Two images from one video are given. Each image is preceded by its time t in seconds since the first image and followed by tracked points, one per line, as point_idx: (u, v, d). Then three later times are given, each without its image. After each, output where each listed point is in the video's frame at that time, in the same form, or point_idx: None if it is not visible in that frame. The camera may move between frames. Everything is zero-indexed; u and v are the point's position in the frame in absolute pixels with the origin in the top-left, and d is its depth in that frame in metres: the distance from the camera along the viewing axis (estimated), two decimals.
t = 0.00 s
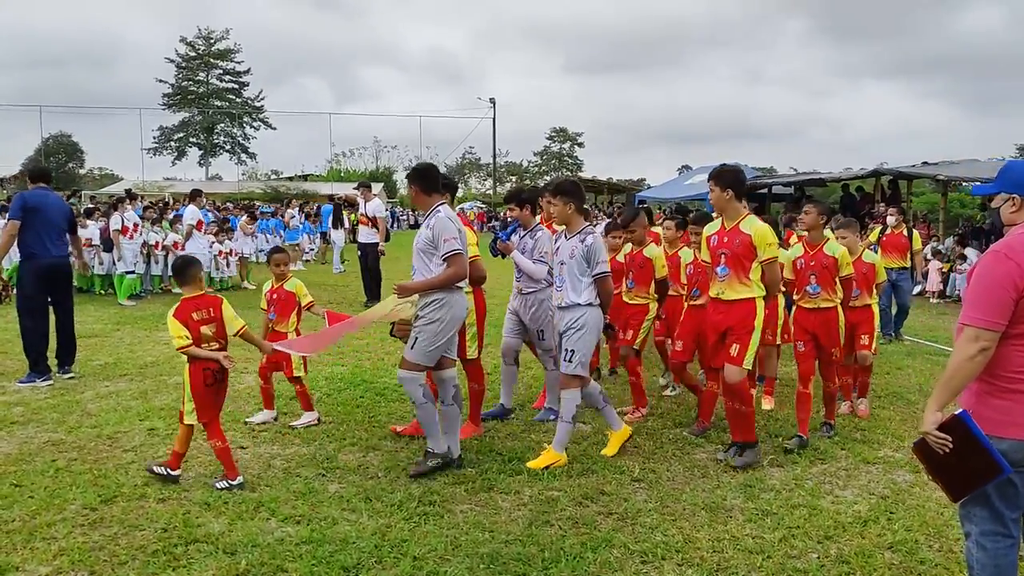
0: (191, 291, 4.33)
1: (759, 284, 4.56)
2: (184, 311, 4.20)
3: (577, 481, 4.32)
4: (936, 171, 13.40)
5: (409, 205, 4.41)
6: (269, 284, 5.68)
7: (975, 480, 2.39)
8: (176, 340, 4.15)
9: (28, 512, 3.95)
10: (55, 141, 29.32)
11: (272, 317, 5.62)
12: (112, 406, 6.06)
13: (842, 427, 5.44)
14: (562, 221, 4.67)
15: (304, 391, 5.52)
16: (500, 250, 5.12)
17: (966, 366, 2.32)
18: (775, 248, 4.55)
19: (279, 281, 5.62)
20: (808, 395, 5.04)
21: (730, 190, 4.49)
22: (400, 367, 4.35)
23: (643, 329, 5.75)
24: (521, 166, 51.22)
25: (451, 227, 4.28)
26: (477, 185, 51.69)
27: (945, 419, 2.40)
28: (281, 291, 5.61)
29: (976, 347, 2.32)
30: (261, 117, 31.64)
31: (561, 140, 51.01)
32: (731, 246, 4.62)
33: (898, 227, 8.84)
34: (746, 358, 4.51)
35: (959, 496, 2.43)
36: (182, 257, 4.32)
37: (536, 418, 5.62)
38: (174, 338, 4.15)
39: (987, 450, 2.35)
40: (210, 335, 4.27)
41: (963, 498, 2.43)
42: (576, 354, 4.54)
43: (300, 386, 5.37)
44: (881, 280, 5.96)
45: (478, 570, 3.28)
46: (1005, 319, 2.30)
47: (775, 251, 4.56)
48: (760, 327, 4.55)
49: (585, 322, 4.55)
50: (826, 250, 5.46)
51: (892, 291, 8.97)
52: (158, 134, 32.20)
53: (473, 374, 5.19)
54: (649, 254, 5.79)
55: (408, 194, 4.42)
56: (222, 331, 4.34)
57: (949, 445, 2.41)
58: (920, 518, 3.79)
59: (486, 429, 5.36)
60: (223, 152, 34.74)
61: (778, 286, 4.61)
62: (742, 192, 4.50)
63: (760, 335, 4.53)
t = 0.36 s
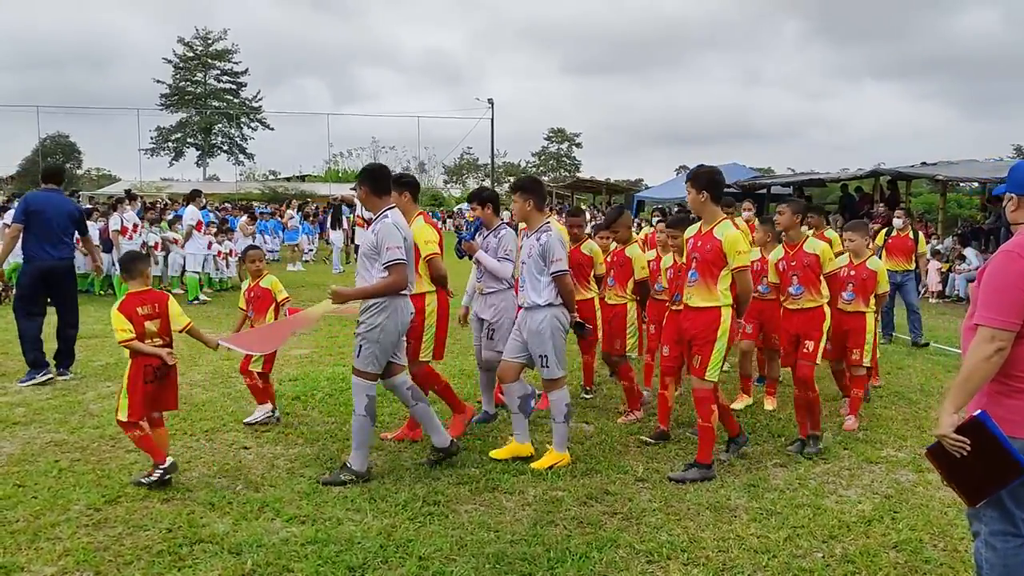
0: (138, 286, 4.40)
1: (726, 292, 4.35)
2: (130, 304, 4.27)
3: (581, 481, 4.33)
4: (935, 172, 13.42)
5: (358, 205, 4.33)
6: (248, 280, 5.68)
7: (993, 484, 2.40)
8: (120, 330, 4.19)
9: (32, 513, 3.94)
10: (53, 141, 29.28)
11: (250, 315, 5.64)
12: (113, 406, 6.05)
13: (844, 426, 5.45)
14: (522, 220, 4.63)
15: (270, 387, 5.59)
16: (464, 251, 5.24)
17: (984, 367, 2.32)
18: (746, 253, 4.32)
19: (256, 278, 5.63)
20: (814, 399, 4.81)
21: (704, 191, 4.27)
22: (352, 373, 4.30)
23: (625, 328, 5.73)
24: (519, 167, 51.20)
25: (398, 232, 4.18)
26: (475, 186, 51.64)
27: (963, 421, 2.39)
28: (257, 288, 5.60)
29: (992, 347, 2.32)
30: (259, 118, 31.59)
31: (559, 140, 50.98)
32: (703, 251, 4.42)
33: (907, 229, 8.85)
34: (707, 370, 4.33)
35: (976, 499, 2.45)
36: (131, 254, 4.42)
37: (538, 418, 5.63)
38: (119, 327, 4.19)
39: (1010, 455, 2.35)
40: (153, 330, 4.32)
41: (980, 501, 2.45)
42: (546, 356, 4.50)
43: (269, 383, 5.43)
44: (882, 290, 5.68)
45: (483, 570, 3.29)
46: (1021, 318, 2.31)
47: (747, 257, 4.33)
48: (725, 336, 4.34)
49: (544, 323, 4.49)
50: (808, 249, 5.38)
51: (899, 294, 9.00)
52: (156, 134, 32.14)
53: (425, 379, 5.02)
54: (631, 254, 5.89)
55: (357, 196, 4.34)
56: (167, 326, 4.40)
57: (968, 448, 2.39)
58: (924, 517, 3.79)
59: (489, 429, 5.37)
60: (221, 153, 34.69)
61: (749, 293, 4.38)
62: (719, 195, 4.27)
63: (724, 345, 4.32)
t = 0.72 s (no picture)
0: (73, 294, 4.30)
1: (691, 292, 4.18)
2: (60, 312, 4.18)
3: (580, 481, 4.33)
4: (933, 171, 13.44)
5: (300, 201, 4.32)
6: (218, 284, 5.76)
7: (990, 481, 2.40)
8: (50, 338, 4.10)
9: (30, 513, 3.94)
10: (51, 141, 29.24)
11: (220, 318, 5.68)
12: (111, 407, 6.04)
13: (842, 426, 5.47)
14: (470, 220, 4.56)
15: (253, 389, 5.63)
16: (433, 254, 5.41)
17: (979, 366, 2.33)
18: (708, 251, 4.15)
19: (224, 282, 5.67)
20: (777, 411, 4.63)
21: (669, 187, 4.17)
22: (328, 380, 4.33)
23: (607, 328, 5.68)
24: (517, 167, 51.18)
25: (332, 228, 4.12)
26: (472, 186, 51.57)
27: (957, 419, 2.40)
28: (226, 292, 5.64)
29: (987, 346, 2.33)
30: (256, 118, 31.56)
31: (557, 140, 50.97)
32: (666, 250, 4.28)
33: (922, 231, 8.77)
34: (687, 375, 4.21)
35: (972, 496, 2.45)
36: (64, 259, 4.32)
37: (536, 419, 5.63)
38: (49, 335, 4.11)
39: (1002, 451, 2.37)
40: (87, 337, 4.21)
41: (976, 498, 2.44)
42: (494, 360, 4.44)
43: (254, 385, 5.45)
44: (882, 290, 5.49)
45: (481, 570, 3.29)
46: (1016, 317, 2.32)
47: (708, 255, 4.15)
48: (697, 339, 4.19)
49: (491, 324, 4.43)
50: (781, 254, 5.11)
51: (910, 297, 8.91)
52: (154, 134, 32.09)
53: (364, 377, 4.93)
54: (603, 250, 5.79)
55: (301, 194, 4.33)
56: (103, 332, 4.29)
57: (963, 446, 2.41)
58: (922, 517, 3.80)
59: (487, 430, 5.37)
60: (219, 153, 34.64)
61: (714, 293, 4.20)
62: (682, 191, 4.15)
63: (696, 348, 4.18)
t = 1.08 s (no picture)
0: None
1: (640, 288, 4.12)
2: None
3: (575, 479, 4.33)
4: (929, 169, 13.44)
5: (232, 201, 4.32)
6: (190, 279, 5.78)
7: (978, 476, 2.40)
8: None
9: (24, 513, 3.92)
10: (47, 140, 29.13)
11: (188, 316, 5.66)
12: (105, 406, 6.02)
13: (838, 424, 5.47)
14: (417, 217, 4.54)
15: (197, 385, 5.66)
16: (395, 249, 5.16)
17: (965, 362, 2.34)
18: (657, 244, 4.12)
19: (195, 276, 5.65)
20: (725, 406, 4.63)
21: (611, 182, 4.14)
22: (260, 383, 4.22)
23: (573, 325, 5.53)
24: (514, 166, 51.17)
25: (261, 226, 4.07)
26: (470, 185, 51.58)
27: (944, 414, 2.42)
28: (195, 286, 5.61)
29: (973, 342, 2.34)
30: (253, 117, 31.47)
31: (554, 139, 50.95)
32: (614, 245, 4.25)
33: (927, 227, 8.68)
34: (642, 376, 4.13)
35: (960, 491, 2.45)
36: None
37: (532, 417, 5.62)
38: None
39: (987, 446, 2.37)
40: (17, 332, 4.09)
41: (964, 493, 2.44)
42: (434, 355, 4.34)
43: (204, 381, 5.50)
44: (871, 291, 5.31)
45: (476, 568, 3.28)
46: (1003, 314, 2.32)
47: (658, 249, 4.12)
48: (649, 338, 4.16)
49: (439, 322, 4.34)
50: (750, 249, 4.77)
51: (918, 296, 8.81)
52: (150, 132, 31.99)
53: (323, 380, 4.77)
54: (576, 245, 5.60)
55: (233, 191, 4.33)
56: (33, 326, 4.15)
57: (949, 440, 2.43)
58: (918, 514, 3.80)
59: (483, 428, 5.36)
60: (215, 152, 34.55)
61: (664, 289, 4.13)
62: (626, 187, 4.13)
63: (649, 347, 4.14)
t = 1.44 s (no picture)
0: None
1: (590, 283, 4.05)
2: None
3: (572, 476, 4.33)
4: (927, 166, 13.45)
5: (171, 195, 4.28)
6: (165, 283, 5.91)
7: (970, 472, 2.39)
8: None
9: (20, 511, 3.91)
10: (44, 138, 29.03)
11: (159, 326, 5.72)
12: (102, 404, 6.00)
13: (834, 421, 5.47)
14: (361, 214, 4.47)
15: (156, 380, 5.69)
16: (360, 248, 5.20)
17: (958, 359, 2.33)
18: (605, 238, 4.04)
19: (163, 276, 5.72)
20: (689, 413, 4.43)
21: (560, 178, 4.05)
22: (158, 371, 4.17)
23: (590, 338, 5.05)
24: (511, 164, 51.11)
25: (197, 220, 4.06)
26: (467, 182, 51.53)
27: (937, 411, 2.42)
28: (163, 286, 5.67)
29: (967, 338, 2.33)
30: (250, 115, 31.39)
31: (551, 136, 50.90)
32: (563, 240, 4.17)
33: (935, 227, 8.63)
34: (567, 366, 4.02)
35: (953, 487, 2.44)
36: None
37: (529, 414, 5.62)
38: None
39: (980, 442, 2.37)
40: None
41: (958, 489, 2.44)
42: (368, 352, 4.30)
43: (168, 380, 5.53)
44: (858, 290, 5.05)
45: (474, 566, 3.28)
46: (997, 310, 2.32)
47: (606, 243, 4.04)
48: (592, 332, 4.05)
49: (379, 325, 4.31)
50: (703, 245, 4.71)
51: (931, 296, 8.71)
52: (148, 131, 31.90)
53: (306, 382, 4.70)
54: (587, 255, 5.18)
55: (172, 186, 4.30)
56: None
57: (943, 437, 2.43)
58: (915, 511, 3.80)
59: (479, 425, 5.35)
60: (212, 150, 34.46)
61: (613, 284, 4.04)
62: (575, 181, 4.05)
63: (588, 342, 4.03)
